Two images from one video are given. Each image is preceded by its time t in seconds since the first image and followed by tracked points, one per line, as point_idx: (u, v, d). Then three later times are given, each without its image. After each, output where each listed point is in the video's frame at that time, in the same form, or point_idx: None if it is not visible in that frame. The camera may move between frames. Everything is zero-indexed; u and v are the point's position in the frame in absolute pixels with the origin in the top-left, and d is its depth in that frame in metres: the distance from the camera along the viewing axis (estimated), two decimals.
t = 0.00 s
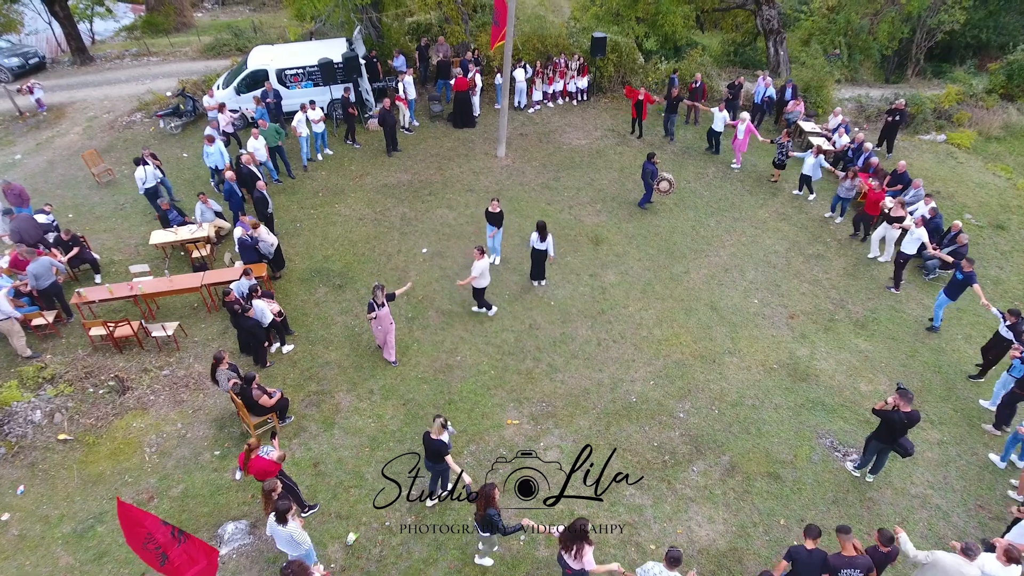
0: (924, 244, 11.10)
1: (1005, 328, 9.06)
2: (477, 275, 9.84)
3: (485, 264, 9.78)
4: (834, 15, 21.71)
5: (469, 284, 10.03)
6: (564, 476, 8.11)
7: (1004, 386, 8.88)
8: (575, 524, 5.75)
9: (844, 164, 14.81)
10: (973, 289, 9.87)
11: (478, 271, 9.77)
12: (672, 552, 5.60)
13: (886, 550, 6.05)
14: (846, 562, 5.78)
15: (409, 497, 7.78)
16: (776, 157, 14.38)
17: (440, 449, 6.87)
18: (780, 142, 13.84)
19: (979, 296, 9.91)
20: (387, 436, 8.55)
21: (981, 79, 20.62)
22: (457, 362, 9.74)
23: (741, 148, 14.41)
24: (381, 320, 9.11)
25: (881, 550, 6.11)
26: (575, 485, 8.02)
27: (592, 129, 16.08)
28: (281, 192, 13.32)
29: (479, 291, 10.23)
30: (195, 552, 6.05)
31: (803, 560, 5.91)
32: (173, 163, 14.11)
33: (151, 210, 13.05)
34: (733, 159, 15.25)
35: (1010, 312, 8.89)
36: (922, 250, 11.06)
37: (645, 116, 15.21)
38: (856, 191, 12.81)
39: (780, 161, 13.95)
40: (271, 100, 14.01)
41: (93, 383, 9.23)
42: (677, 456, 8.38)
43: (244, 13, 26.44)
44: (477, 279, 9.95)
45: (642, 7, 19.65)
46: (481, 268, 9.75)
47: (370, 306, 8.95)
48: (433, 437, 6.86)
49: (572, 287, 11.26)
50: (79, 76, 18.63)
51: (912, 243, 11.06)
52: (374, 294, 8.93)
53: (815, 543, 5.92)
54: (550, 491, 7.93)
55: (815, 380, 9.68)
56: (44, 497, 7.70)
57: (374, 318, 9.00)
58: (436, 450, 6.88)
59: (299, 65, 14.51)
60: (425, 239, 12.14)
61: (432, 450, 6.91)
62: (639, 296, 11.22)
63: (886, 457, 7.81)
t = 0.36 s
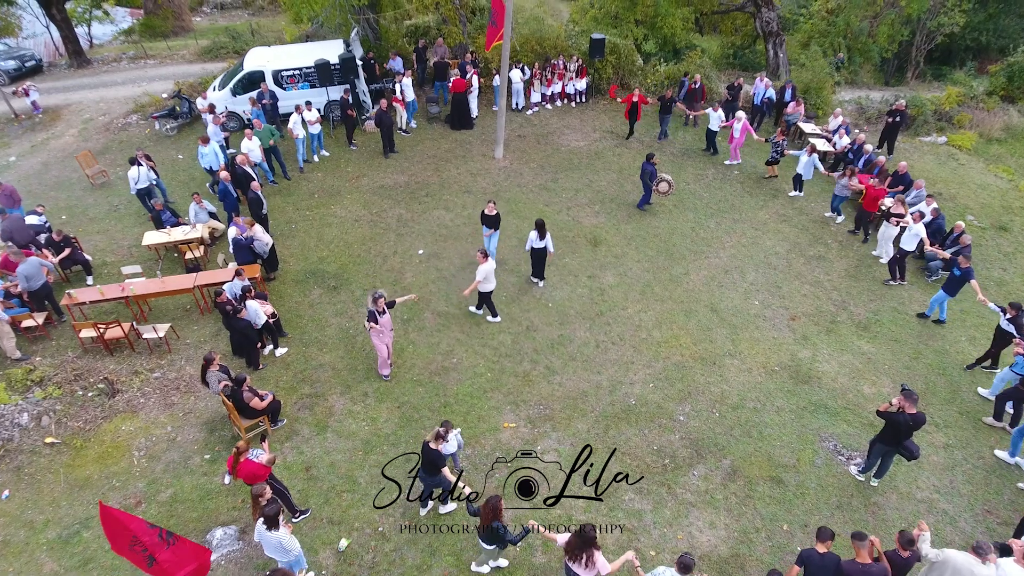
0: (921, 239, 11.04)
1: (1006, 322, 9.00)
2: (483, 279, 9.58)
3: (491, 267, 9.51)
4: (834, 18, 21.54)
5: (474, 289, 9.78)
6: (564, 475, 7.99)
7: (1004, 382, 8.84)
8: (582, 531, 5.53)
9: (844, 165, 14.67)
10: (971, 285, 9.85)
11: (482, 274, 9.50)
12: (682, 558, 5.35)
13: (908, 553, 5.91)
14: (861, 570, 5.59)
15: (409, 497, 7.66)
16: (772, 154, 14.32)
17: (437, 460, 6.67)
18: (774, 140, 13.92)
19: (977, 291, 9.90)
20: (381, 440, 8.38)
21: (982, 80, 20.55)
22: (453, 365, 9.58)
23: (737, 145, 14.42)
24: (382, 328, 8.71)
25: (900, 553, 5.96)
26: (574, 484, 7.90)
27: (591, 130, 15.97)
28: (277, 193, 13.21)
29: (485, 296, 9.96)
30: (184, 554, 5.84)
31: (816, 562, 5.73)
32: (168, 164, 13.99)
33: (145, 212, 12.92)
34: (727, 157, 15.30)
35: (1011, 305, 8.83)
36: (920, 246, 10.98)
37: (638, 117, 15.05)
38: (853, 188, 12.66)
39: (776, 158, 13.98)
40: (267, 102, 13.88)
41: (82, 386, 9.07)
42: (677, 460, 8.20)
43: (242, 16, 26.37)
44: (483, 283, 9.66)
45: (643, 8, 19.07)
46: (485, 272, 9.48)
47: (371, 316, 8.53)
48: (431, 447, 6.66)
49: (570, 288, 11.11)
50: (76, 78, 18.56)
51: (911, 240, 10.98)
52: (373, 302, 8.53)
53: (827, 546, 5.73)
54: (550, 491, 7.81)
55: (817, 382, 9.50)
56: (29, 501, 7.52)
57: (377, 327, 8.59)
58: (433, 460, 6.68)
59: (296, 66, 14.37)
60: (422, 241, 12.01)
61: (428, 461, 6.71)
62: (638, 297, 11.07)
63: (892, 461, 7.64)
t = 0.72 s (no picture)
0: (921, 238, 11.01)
1: (1009, 318, 8.83)
2: (492, 283, 9.34)
3: (498, 271, 9.24)
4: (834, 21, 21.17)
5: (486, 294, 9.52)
6: (564, 476, 7.79)
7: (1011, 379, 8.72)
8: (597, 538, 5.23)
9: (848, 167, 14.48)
10: (971, 283, 9.83)
11: (491, 278, 9.28)
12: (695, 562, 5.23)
13: (927, 558, 5.63)
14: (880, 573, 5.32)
15: (409, 497, 7.49)
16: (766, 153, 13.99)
17: (443, 475, 6.36)
18: (771, 139, 13.65)
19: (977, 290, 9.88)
20: (375, 445, 8.12)
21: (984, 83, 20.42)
22: (450, 368, 9.34)
23: (734, 147, 14.07)
24: (383, 343, 8.30)
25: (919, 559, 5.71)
26: (573, 484, 7.72)
27: (591, 132, 15.80)
28: (272, 195, 13.00)
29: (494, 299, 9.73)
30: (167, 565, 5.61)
31: (832, 565, 5.50)
32: (162, 166, 13.80)
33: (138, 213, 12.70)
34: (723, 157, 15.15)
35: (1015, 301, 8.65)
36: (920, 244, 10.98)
37: (634, 119, 14.82)
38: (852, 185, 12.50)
39: (771, 158, 13.68)
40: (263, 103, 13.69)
41: (68, 389, 8.82)
42: (681, 466, 7.94)
43: (240, 20, 26.23)
44: (491, 287, 9.43)
45: (642, 9, 19.25)
46: (495, 275, 9.22)
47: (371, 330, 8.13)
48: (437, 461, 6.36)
49: (571, 290, 10.88)
50: (72, 81, 18.43)
51: (912, 237, 10.96)
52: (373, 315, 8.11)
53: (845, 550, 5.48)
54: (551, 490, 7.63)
55: (824, 386, 9.25)
56: (11, 509, 7.26)
57: (376, 341, 8.18)
58: (438, 474, 6.36)
59: (292, 68, 14.20)
60: (419, 243, 11.80)
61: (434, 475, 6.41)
62: (639, 300, 10.84)
63: (903, 466, 7.38)
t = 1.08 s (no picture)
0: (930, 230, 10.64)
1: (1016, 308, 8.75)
2: (505, 282, 8.98)
3: (507, 270, 8.89)
4: (837, 22, 20.69)
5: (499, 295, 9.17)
6: (564, 476, 7.51)
7: None
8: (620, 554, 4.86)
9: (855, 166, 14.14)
10: (980, 275, 9.56)
11: (504, 277, 8.93)
12: None
13: (962, 569, 5.33)
14: None
15: (409, 497, 7.23)
16: (767, 152, 13.64)
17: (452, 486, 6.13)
18: (770, 136, 13.38)
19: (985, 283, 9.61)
20: (368, 451, 7.77)
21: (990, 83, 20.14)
22: (447, 370, 8.99)
23: (732, 143, 14.07)
24: (384, 354, 7.89)
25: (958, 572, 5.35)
26: (572, 484, 7.45)
27: (592, 131, 15.51)
28: (266, 194, 12.70)
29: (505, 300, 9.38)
30: None
31: (860, 568, 5.24)
32: (154, 165, 13.50)
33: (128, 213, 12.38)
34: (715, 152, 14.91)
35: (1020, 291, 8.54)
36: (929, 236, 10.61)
37: (632, 118, 14.54)
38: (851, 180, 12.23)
39: (771, 156, 13.33)
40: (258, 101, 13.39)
41: (50, 393, 8.48)
42: (689, 473, 7.58)
43: (237, 22, 25.99)
44: (504, 288, 9.08)
45: (643, 10, 19.06)
46: (505, 274, 8.88)
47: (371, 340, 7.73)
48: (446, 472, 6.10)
49: (572, 290, 10.55)
50: (65, 81, 18.16)
51: (919, 230, 10.57)
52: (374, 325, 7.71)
53: (874, 554, 5.25)
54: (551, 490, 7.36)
55: (836, 389, 8.89)
56: None
57: (377, 352, 7.78)
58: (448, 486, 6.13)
59: (287, 65, 13.90)
60: (416, 242, 11.48)
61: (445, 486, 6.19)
62: (642, 300, 10.51)
63: (921, 472, 7.03)
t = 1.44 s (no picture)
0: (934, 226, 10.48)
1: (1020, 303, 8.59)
2: (515, 284, 8.67)
3: (515, 272, 8.59)
4: (840, 22, 20.50)
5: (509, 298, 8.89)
6: (565, 476, 7.30)
7: None
8: None
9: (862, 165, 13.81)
10: (987, 271, 9.42)
11: (513, 279, 8.63)
12: None
13: None
14: None
15: (409, 497, 6.99)
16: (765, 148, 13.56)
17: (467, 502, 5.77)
18: (768, 131, 13.20)
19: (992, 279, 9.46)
20: (360, 459, 7.42)
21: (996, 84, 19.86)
22: (443, 374, 8.66)
23: (729, 140, 13.89)
24: (393, 373, 7.35)
25: None
26: (572, 483, 7.24)
27: (592, 132, 15.23)
28: (259, 195, 12.41)
29: (509, 303, 9.05)
30: None
31: None
32: (146, 166, 13.22)
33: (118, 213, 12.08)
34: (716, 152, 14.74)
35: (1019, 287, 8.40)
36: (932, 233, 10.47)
37: (628, 117, 14.28)
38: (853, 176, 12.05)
39: (768, 153, 13.26)
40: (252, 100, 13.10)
41: (30, 398, 8.15)
42: (695, 482, 7.24)
43: (234, 25, 25.75)
44: (513, 290, 8.77)
45: (645, 9, 18.86)
46: (513, 275, 8.58)
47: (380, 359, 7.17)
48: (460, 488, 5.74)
49: (573, 292, 10.23)
50: (59, 82, 17.93)
51: (925, 226, 10.44)
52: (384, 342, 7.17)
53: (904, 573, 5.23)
54: (550, 490, 7.15)
55: (847, 395, 8.55)
56: None
57: (386, 370, 7.23)
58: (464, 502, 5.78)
59: (283, 64, 13.62)
60: (412, 243, 11.17)
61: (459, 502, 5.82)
62: (645, 302, 10.18)
63: (940, 482, 6.68)
